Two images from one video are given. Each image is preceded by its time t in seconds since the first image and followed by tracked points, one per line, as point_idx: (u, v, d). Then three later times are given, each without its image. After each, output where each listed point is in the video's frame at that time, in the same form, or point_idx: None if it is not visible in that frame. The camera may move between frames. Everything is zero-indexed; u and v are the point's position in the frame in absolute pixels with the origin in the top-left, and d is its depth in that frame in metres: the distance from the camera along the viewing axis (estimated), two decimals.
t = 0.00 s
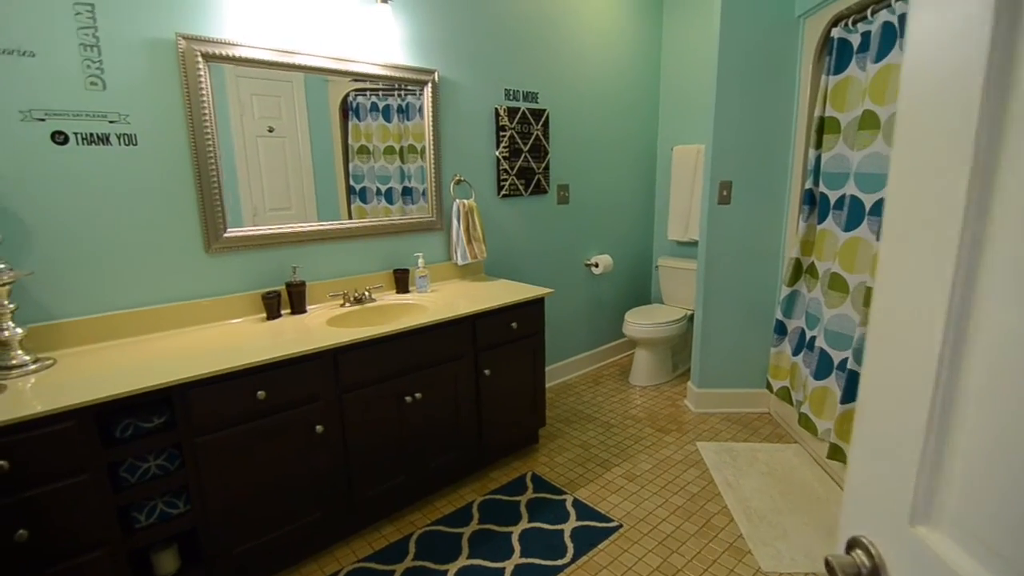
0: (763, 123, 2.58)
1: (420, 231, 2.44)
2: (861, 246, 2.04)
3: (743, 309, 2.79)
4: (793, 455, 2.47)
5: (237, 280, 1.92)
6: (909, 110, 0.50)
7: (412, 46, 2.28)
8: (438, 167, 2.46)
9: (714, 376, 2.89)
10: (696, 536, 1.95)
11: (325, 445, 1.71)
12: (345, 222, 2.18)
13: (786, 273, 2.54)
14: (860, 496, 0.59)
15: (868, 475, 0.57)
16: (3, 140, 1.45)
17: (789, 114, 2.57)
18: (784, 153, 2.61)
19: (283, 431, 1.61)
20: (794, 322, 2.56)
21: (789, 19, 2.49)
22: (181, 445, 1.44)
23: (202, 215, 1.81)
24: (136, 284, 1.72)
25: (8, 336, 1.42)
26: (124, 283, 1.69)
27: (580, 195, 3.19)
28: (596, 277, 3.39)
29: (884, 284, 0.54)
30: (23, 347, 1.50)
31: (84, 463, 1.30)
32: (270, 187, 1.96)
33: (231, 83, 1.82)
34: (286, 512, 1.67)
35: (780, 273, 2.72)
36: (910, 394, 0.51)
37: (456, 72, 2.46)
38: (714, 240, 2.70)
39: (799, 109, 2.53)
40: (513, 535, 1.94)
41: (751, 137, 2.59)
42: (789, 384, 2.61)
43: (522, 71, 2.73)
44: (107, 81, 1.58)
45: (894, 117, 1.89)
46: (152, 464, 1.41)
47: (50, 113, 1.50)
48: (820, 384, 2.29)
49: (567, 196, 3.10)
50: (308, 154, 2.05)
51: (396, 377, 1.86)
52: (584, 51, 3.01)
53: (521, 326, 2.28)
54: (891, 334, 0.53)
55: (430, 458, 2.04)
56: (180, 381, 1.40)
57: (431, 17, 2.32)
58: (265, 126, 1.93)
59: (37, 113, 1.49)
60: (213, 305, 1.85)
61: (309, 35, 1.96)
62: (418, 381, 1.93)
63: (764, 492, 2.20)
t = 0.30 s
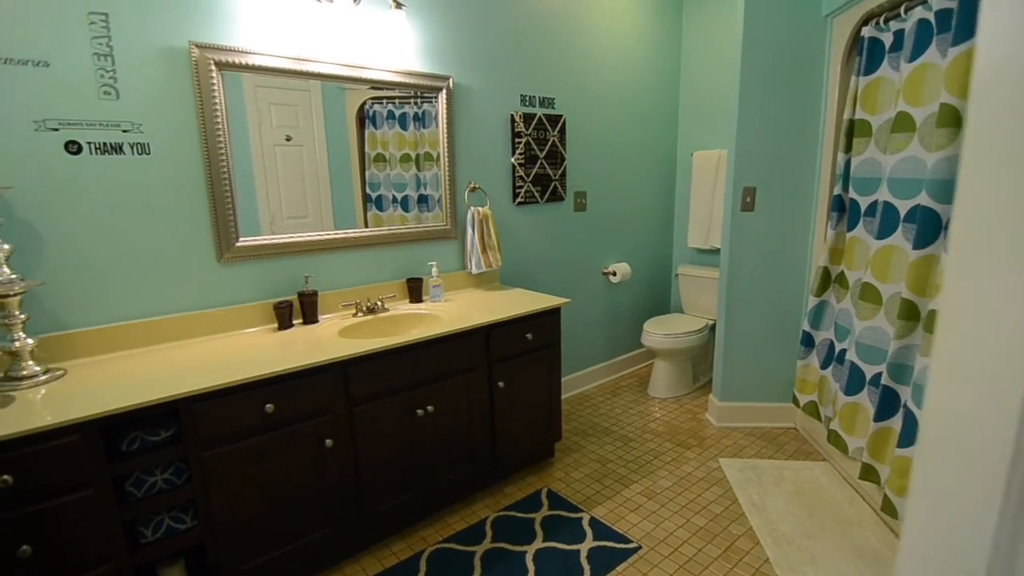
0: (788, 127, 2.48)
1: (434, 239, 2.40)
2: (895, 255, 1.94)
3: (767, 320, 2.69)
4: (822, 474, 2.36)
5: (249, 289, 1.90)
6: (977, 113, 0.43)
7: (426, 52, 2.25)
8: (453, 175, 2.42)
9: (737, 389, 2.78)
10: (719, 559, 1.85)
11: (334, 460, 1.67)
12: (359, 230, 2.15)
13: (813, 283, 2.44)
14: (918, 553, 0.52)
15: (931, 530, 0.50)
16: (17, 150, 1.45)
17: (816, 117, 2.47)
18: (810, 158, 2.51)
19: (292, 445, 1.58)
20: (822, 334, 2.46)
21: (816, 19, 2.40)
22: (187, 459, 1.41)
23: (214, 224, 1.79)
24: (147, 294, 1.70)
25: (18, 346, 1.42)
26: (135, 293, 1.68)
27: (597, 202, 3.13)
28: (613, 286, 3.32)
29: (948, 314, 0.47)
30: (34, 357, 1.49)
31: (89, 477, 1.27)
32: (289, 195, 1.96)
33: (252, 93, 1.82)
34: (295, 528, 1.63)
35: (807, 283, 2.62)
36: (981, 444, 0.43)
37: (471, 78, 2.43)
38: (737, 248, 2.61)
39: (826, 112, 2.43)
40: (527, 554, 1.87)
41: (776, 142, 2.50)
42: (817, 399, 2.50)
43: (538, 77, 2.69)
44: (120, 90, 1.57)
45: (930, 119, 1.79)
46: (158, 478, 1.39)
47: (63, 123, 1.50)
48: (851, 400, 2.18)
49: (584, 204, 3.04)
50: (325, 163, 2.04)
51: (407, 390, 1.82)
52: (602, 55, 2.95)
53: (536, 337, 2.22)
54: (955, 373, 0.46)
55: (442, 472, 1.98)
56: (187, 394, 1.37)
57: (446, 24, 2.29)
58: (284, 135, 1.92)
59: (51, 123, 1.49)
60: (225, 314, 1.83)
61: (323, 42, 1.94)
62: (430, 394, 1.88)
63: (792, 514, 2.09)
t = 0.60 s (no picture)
0: (813, 130, 2.39)
1: (446, 247, 2.36)
2: (929, 263, 1.84)
3: (791, 331, 2.58)
4: (852, 493, 2.24)
5: (259, 299, 1.88)
6: None
7: (438, 58, 2.22)
8: (465, 182, 2.38)
9: (760, 402, 2.68)
10: None
11: (342, 475, 1.63)
12: (370, 239, 2.12)
13: (840, 292, 2.33)
14: None
15: None
16: (28, 160, 1.45)
17: (842, 120, 2.38)
18: (837, 162, 2.41)
19: (298, 460, 1.54)
20: (850, 346, 2.34)
21: (841, 18, 2.32)
22: (191, 473, 1.38)
23: (224, 233, 1.78)
24: (158, 303, 1.69)
25: (26, 357, 1.41)
26: (145, 302, 1.67)
27: (614, 209, 3.06)
28: (630, 294, 3.24)
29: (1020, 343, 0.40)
30: (42, 367, 1.48)
31: (91, 492, 1.25)
32: (305, 204, 1.94)
33: (268, 103, 1.82)
34: (300, 545, 1.59)
35: (834, 292, 2.51)
36: None
37: (485, 84, 2.39)
38: (759, 256, 2.52)
39: (853, 115, 2.33)
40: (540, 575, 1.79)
41: (800, 146, 2.41)
42: (845, 414, 2.38)
43: (553, 82, 2.64)
44: (132, 99, 1.57)
45: (966, 119, 1.70)
46: (162, 492, 1.36)
47: (74, 132, 1.50)
48: (882, 416, 2.07)
49: (600, 211, 2.98)
50: (341, 171, 2.02)
51: (417, 403, 1.77)
52: (618, 59, 2.90)
53: (550, 348, 2.16)
54: None
55: (453, 487, 1.93)
56: (191, 407, 1.35)
57: (459, 29, 2.26)
58: (299, 144, 1.91)
59: (63, 133, 1.49)
60: (234, 324, 1.81)
61: (334, 49, 1.92)
62: (441, 406, 1.83)
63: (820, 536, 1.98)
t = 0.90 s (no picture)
0: (835, 132, 2.31)
1: (456, 254, 2.32)
2: (961, 270, 1.74)
3: (814, 340, 2.49)
4: (880, 512, 2.14)
5: (266, 306, 1.85)
6: None
7: (448, 62, 2.19)
8: (475, 188, 2.34)
9: (781, 414, 2.58)
10: None
11: (346, 489, 1.59)
12: (378, 246, 2.09)
13: (865, 300, 2.23)
14: None
15: None
16: (34, 168, 1.44)
17: (866, 121, 2.29)
18: (861, 166, 2.32)
19: (300, 474, 1.50)
20: (876, 356, 2.24)
21: (864, 15, 2.23)
22: (191, 487, 1.36)
23: (230, 241, 1.76)
24: (163, 312, 1.67)
25: (27, 366, 1.39)
26: (150, 311, 1.65)
27: (627, 214, 2.99)
28: (645, 302, 3.16)
29: None
30: (45, 376, 1.47)
31: (88, 507, 1.24)
32: (312, 210, 1.92)
33: (281, 110, 1.81)
34: (302, 561, 1.54)
35: (859, 300, 2.41)
36: None
37: (495, 88, 2.36)
38: (779, 263, 2.43)
39: (876, 115, 2.24)
40: None
41: (821, 148, 2.33)
42: (872, 428, 2.28)
43: (565, 86, 2.60)
44: (138, 106, 1.56)
45: (999, 119, 1.61)
46: (160, 506, 1.34)
47: (80, 140, 1.49)
48: (913, 431, 1.96)
49: (613, 216, 2.91)
50: (353, 177, 2.00)
51: (424, 415, 1.72)
52: (631, 62, 2.84)
53: (562, 357, 2.10)
54: None
55: (461, 502, 1.87)
56: (190, 419, 1.32)
57: (469, 33, 2.23)
58: (312, 151, 1.90)
59: (69, 140, 1.48)
60: (240, 333, 1.79)
61: (342, 55, 1.90)
62: (448, 418, 1.78)
63: (846, 557, 1.88)
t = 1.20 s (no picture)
0: (853, 132, 2.23)
1: (461, 258, 2.27)
2: (990, 276, 1.66)
3: (831, 347, 2.40)
4: (902, 528, 2.05)
5: (267, 312, 1.82)
6: None
7: (453, 63, 2.15)
8: (481, 191, 2.29)
9: (797, 424, 2.50)
10: None
11: (345, 500, 1.55)
12: (382, 250, 2.05)
13: (886, 306, 2.15)
14: None
15: None
16: (32, 172, 1.43)
17: (885, 120, 2.21)
18: (881, 167, 2.24)
19: (298, 485, 1.46)
20: (897, 365, 2.15)
21: (883, 11, 2.15)
22: (185, 498, 1.33)
23: (231, 245, 1.73)
24: (162, 317, 1.65)
25: (24, 372, 1.37)
26: (150, 316, 1.63)
27: (637, 218, 2.93)
28: (655, 307, 3.10)
29: None
30: (42, 383, 1.45)
31: (80, 518, 1.21)
32: (316, 215, 1.89)
33: (283, 112, 1.79)
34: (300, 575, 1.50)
35: (878, 306, 2.32)
36: None
37: (501, 89, 2.32)
38: (794, 267, 2.35)
39: (896, 114, 2.16)
40: None
41: (838, 148, 2.25)
42: (893, 439, 2.19)
43: (573, 86, 2.55)
44: (138, 109, 1.54)
45: None
46: (155, 517, 1.31)
47: (80, 143, 1.48)
48: (937, 444, 1.88)
49: (623, 220, 2.85)
50: (361, 180, 1.97)
51: (426, 423, 1.68)
52: (640, 62, 2.79)
53: (569, 365, 2.04)
54: None
55: (464, 514, 1.82)
56: (185, 429, 1.29)
57: (475, 33, 2.20)
58: (318, 154, 1.87)
59: (68, 143, 1.46)
60: (241, 339, 1.76)
61: (345, 56, 1.87)
62: (451, 427, 1.74)
63: None
